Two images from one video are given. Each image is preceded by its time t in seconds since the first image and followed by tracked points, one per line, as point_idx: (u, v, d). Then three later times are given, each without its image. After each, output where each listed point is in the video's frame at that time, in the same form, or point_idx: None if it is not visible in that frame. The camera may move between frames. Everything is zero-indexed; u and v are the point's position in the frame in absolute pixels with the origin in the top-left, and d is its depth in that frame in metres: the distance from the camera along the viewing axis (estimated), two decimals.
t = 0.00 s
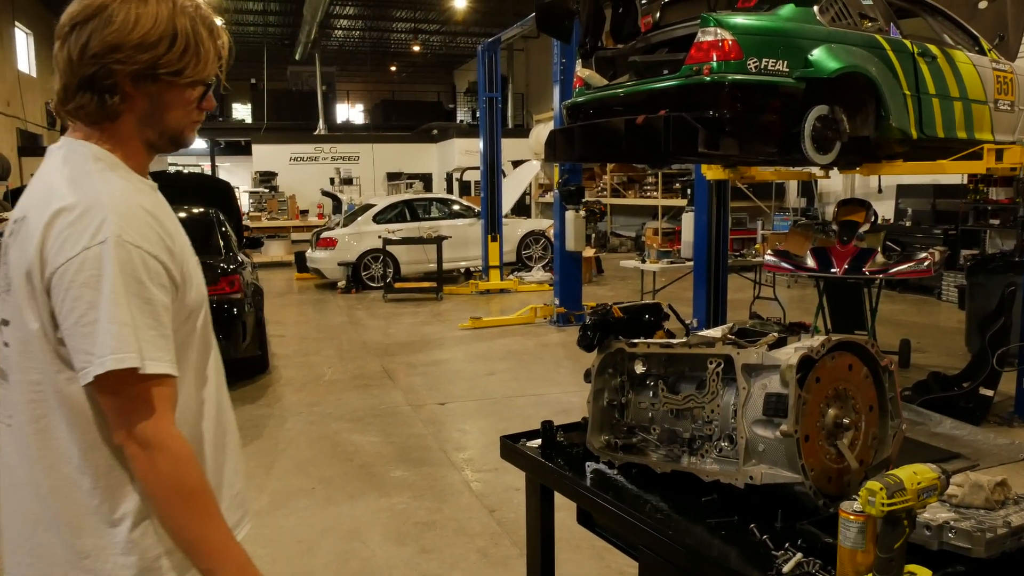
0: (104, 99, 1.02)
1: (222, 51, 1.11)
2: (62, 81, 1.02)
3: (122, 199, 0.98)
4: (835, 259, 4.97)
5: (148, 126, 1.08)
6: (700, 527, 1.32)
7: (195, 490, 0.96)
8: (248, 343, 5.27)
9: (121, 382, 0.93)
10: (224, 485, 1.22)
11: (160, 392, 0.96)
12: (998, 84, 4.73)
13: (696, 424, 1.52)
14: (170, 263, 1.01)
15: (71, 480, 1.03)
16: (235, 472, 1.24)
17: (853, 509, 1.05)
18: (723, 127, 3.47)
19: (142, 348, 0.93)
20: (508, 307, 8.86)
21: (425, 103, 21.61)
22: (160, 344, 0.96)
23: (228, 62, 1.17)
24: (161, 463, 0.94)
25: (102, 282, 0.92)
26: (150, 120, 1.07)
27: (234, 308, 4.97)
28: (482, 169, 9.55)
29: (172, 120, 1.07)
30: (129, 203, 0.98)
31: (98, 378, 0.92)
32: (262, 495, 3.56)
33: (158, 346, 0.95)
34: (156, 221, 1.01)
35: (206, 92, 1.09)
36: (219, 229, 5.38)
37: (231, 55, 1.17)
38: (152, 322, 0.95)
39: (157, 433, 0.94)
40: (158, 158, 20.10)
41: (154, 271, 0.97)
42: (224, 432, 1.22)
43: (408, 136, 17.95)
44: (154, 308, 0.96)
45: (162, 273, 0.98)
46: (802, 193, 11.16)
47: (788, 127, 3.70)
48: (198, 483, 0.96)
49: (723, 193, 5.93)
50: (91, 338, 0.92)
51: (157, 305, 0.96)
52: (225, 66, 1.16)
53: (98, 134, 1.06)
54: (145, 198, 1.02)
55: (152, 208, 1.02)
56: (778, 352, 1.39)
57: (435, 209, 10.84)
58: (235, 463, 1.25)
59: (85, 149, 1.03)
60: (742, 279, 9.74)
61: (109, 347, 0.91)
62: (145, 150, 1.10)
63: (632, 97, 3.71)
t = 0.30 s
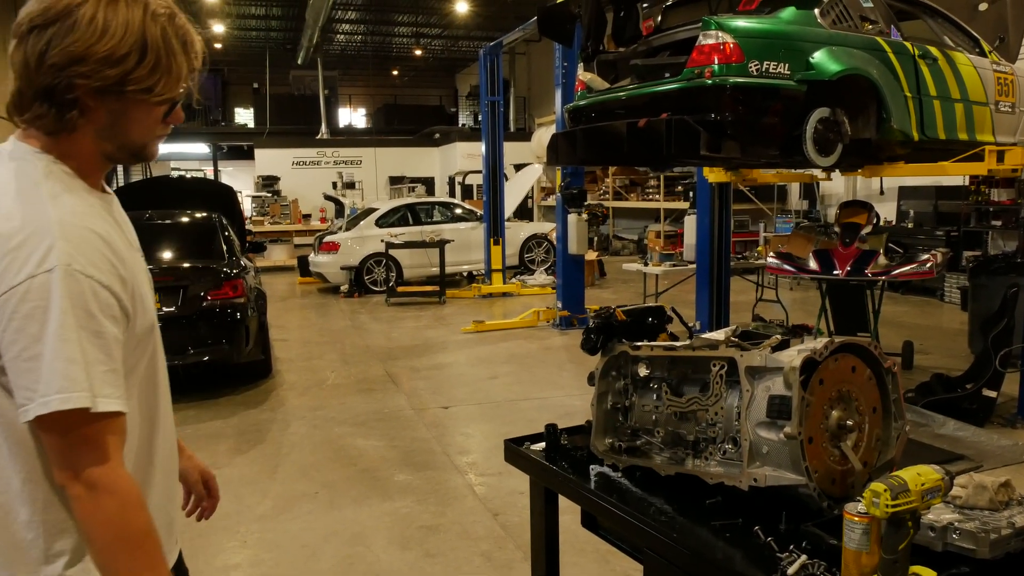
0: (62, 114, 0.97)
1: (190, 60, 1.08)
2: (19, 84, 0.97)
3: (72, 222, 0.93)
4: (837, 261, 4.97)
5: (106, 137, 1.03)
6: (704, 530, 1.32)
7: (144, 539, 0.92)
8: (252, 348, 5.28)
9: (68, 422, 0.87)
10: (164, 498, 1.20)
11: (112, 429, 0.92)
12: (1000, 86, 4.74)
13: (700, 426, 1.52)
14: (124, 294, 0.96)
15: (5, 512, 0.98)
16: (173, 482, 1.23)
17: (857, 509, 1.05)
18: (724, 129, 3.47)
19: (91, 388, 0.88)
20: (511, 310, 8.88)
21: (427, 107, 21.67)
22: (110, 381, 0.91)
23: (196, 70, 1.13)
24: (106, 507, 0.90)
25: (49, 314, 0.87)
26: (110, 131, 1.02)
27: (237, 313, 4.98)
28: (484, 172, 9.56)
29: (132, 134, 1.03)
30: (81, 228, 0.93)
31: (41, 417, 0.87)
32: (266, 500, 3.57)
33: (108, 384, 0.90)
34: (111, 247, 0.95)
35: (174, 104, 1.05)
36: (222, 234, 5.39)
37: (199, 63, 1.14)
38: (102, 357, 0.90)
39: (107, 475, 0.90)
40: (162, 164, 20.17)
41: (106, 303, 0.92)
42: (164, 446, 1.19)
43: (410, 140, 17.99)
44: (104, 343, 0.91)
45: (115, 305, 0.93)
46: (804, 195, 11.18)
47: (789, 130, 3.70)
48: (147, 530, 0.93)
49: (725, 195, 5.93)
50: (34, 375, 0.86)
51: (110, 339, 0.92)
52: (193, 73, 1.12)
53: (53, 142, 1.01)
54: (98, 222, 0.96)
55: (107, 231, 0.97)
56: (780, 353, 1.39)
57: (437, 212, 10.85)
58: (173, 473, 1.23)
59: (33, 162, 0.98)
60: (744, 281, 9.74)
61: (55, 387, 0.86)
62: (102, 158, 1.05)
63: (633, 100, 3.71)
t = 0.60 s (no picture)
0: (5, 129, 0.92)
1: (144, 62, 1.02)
2: None
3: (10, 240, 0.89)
4: (840, 264, 5.00)
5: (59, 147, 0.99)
6: (707, 531, 1.32)
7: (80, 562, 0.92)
8: (255, 349, 5.29)
9: None
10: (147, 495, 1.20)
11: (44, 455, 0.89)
12: (1003, 89, 4.75)
13: (704, 428, 1.53)
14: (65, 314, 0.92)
15: None
16: (155, 477, 1.22)
17: (861, 510, 1.05)
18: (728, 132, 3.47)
19: (19, 417, 0.86)
20: (513, 313, 8.88)
21: (429, 110, 21.70)
22: (42, 408, 0.88)
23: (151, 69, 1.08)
24: (39, 533, 0.89)
25: None
26: (60, 141, 0.97)
27: (240, 314, 4.99)
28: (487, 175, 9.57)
29: (84, 141, 0.98)
30: (17, 246, 0.89)
31: None
32: (269, 501, 3.57)
33: (39, 411, 0.88)
34: (51, 263, 0.92)
35: (127, 111, 1.01)
36: (225, 236, 5.40)
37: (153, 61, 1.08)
38: (35, 384, 0.87)
39: (38, 503, 0.89)
40: (165, 166, 20.21)
41: (40, 327, 0.88)
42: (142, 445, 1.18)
43: (413, 142, 18.02)
44: (36, 371, 0.87)
45: (52, 329, 0.89)
46: (807, 198, 11.18)
47: (792, 133, 3.70)
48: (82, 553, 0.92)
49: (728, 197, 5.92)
50: None
51: (44, 364, 0.88)
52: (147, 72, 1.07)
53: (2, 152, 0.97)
54: (37, 238, 0.92)
55: (48, 247, 0.93)
56: (785, 356, 1.39)
57: (439, 215, 10.87)
58: (154, 468, 1.22)
59: None
60: (747, 284, 9.74)
61: None
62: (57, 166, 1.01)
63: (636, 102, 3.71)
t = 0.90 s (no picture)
0: None
1: (129, 74, 1.02)
2: None
3: None
4: (846, 267, 4.96)
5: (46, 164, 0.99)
6: (713, 532, 1.33)
7: None
8: (261, 354, 5.31)
9: None
10: (152, 497, 1.21)
11: (27, 472, 0.91)
12: (1008, 91, 4.74)
13: (710, 430, 1.53)
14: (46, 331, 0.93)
15: None
16: (159, 480, 1.23)
17: (867, 510, 1.06)
18: (732, 136, 3.49)
19: None
20: (519, 317, 8.88)
21: (434, 115, 21.76)
22: (22, 425, 0.89)
23: (139, 78, 1.08)
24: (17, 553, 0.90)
25: None
26: (47, 159, 0.98)
27: (247, 319, 5.01)
28: (492, 180, 9.58)
29: (69, 157, 0.98)
30: None
31: None
32: (276, 505, 3.59)
33: (17, 429, 0.88)
34: (29, 281, 0.92)
35: (114, 126, 1.01)
36: (232, 241, 5.43)
37: (141, 70, 1.08)
38: (15, 400, 0.88)
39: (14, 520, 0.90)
40: (171, 172, 20.30)
41: (18, 346, 0.88)
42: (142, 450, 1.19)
43: (417, 148, 18.06)
44: (14, 389, 0.88)
45: (32, 346, 0.90)
46: (812, 202, 11.16)
47: (796, 136, 3.71)
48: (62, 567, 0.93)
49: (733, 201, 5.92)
50: None
51: (23, 382, 0.89)
52: (137, 83, 1.07)
53: None
54: (18, 256, 0.93)
55: (27, 265, 0.93)
56: (791, 357, 1.40)
57: (445, 220, 10.90)
58: (158, 472, 1.24)
59: None
60: (752, 288, 9.75)
61: None
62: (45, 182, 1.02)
63: (641, 106, 3.74)
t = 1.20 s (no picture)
0: None
1: (127, 87, 1.02)
2: None
3: None
4: (851, 270, 4.95)
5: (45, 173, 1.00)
6: (714, 534, 1.33)
7: None
8: (266, 357, 5.32)
9: None
10: (155, 500, 1.21)
11: (26, 477, 0.91)
12: (1014, 93, 4.72)
13: (711, 432, 1.53)
14: (47, 335, 0.94)
15: None
16: (162, 484, 1.24)
17: (868, 512, 1.06)
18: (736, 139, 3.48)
19: None
20: (524, 321, 8.88)
21: (439, 120, 21.80)
22: (23, 429, 0.89)
23: (138, 87, 1.09)
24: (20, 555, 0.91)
25: None
26: (46, 170, 0.99)
27: (252, 322, 5.03)
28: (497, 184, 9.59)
29: (68, 167, 0.99)
30: None
31: None
32: (280, 507, 3.59)
33: (18, 433, 0.89)
34: (28, 287, 0.93)
35: (111, 140, 1.01)
36: (236, 245, 5.45)
37: (140, 82, 1.09)
38: (15, 405, 0.89)
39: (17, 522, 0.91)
40: (177, 176, 20.38)
41: (18, 351, 0.89)
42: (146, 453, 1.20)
43: (422, 152, 18.10)
44: (16, 394, 0.88)
45: (32, 351, 0.91)
46: (817, 205, 11.14)
47: (800, 140, 3.71)
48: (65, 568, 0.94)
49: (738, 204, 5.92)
50: None
51: (25, 388, 0.89)
52: (136, 91, 1.08)
53: None
54: (18, 262, 0.93)
55: (26, 272, 0.94)
56: (793, 359, 1.40)
57: (450, 223, 10.92)
58: (162, 476, 1.24)
59: None
60: (757, 291, 9.73)
61: None
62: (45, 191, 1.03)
63: (645, 110, 3.74)
